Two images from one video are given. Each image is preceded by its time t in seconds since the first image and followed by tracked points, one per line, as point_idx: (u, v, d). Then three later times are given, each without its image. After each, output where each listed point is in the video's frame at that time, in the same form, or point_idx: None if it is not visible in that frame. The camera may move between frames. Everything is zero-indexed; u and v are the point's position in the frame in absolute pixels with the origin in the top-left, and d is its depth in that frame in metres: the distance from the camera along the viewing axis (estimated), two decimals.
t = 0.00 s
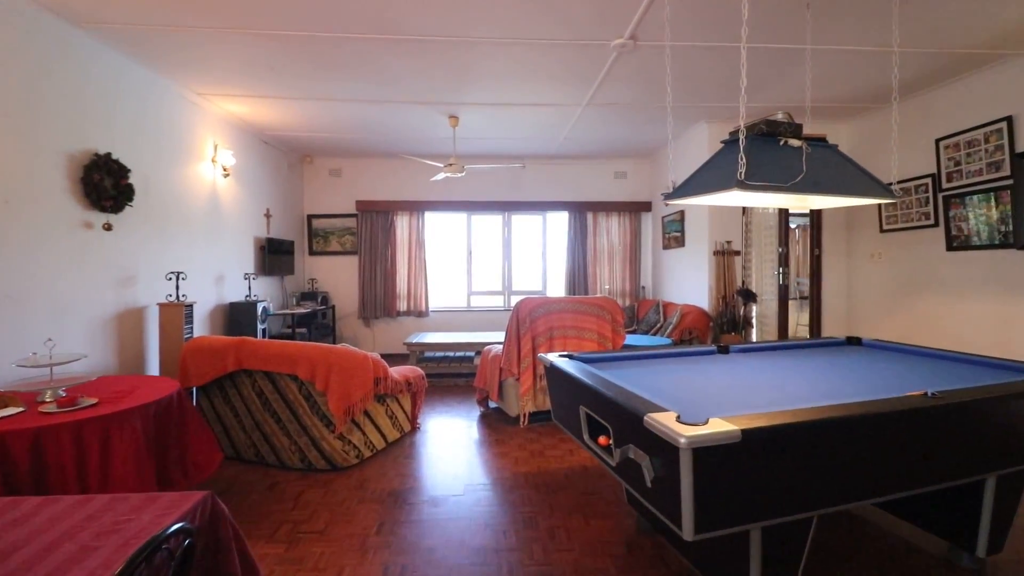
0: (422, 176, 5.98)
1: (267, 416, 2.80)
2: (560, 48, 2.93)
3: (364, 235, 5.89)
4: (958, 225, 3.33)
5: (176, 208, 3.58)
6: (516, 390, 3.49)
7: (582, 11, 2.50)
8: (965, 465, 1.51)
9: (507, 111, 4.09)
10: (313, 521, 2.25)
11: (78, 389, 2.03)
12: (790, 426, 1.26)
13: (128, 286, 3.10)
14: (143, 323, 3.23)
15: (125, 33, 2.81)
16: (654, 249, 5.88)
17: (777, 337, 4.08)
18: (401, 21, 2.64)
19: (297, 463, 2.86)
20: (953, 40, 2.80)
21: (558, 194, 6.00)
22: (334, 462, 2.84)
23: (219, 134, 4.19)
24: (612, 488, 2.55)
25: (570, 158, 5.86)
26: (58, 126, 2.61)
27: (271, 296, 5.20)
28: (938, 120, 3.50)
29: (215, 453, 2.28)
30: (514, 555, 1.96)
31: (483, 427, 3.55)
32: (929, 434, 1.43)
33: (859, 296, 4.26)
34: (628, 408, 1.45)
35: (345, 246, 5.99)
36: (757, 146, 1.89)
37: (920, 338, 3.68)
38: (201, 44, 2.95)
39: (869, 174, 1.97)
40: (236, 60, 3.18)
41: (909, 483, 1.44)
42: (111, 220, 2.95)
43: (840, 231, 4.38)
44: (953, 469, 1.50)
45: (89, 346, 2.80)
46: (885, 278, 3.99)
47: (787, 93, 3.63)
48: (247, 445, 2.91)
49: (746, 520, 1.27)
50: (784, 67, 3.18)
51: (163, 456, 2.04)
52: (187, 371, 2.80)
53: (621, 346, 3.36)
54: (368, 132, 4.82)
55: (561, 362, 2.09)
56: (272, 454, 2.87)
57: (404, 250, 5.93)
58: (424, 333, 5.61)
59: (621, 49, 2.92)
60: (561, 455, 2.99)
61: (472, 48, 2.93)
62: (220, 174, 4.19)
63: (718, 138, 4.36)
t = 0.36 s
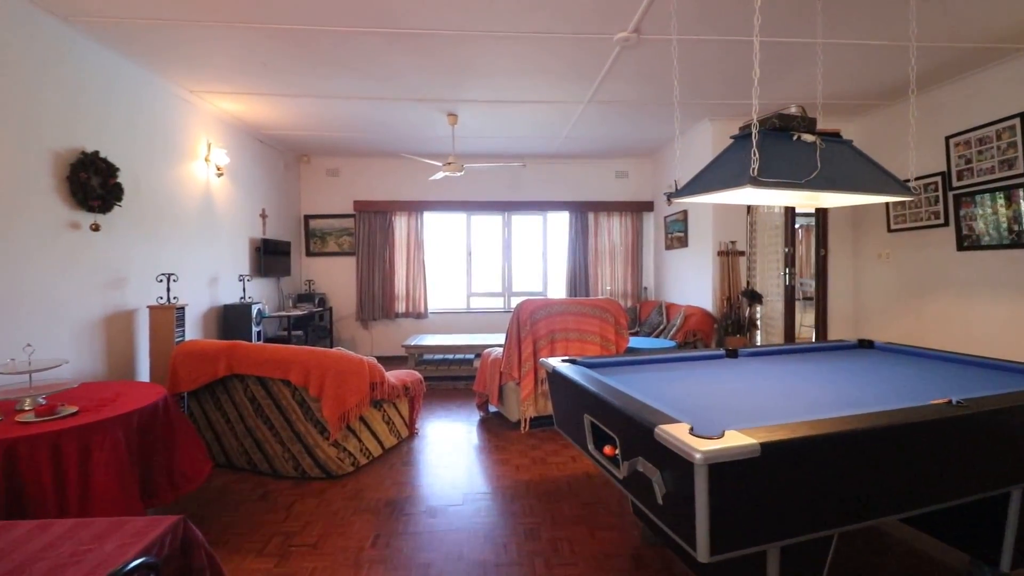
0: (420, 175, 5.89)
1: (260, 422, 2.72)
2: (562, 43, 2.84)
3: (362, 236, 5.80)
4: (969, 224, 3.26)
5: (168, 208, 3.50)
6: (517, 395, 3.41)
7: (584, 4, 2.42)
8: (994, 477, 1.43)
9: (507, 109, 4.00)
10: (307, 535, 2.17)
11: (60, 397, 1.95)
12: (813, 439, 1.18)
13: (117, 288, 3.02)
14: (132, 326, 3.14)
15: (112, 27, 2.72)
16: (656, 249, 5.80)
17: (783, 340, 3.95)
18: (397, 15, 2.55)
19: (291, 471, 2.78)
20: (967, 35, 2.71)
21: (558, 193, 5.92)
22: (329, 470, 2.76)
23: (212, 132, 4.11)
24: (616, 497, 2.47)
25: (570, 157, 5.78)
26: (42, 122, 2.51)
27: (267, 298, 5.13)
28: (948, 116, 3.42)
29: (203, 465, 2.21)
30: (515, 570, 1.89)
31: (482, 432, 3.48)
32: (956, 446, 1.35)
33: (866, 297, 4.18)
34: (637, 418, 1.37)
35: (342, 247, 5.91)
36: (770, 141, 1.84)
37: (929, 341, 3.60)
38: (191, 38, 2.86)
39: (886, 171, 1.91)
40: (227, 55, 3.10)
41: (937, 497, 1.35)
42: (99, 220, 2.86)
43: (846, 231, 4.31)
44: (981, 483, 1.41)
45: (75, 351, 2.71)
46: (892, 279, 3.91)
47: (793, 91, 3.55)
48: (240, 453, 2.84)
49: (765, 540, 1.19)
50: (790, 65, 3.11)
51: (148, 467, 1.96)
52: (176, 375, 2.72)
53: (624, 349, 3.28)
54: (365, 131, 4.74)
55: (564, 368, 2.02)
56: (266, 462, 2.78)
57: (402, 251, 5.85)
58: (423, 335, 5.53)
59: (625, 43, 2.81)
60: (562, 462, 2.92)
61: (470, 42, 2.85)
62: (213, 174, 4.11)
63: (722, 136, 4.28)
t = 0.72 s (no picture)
0: (418, 175, 5.83)
1: (254, 427, 2.66)
2: (562, 40, 2.78)
3: (359, 236, 5.74)
4: (974, 226, 3.22)
5: (159, 207, 3.43)
6: (517, 398, 3.36)
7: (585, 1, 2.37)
8: (1012, 487, 1.38)
9: (506, 107, 3.95)
10: (301, 546, 2.10)
11: (46, 402, 1.89)
12: (828, 450, 1.14)
13: (107, 289, 2.95)
14: (123, 329, 3.08)
15: (101, 21, 2.65)
16: (656, 250, 5.76)
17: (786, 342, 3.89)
18: (394, 10, 2.49)
19: (285, 478, 2.72)
20: (974, 35, 2.67)
21: (557, 194, 5.87)
22: (324, 477, 2.71)
23: (206, 131, 4.05)
24: (618, 504, 2.41)
25: (569, 157, 5.73)
26: (27, 119, 2.44)
27: (263, 299, 5.06)
28: (952, 116, 3.39)
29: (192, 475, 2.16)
30: None
31: (481, 436, 3.42)
32: (974, 456, 1.30)
33: (868, 299, 4.15)
34: (644, 427, 1.33)
35: (339, 248, 5.85)
36: (779, 138, 1.85)
37: (933, 343, 3.56)
38: (182, 32, 2.79)
39: (894, 170, 1.92)
40: (220, 51, 3.03)
41: (955, 508, 1.30)
42: (87, 219, 2.80)
43: (848, 233, 4.27)
44: (998, 494, 1.36)
45: (63, 355, 2.65)
46: (896, 280, 3.88)
47: (794, 91, 3.52)
48: (234, 458, 2.78)
49: (778, 556, 1.15)
50: (792, 65, 3.07)
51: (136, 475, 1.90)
52: (168, 379, 2.66)
53: (625, 351, 3.23)
54: (362, 129, 4.68)
55: (566, 373, 1.97)
56: (260, 468, 2.72)
57: (400, 252, 5.79)
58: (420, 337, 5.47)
59: (627, 41, 2.76)
60: (563, 468, 2.86)
61: (469, 38, 2.79)
62: (207, 172, 4.04)
63: (723, 136, 4.24)
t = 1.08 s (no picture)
0: (404, 174, 5.76)
1: (233, 434, 2.58)
2: (552, 38, 2.75)
3: (344, 236, 5.65)
4: (955, 228, 3.28)
5: (136, 205, 3.32)
6: (504, 401, 3.31)
7: None
8: (1000, 490, 1.38)
9: (494, 106, 3.91)
10: (282, 556, 2.04)
11: (13, 409, 1.80)
12: (822, 455, 1.14)
13: (80, 291, 2.84)
14: (96, 331, 2.97)
15: (71, 11, 2.54)
16: (643, 251, 5.77)
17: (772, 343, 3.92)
18: (380, 5, 2.44)
19: (266, 485, 2.64)
20: (957, 39, 2.71)
21: (545, 194, 5.84)
22: (306, 484, 2.63)
23: (185, 128, 3.93)
24: (607, 508, 2.39)
25: (557, 157, 5.71)
26: None
27: (244, 301, 4.94)
28: (935, 119, 3.45)
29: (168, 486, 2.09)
30: None
31: (468, 439, 3.38)
32: (966, 458, 1.30)
33: (852, 300, 4.21)
34: (637, 433, 1.31)
35: (323, 248, 5.75)
36: (771, 139, 1.88)
37: (915, 344, 3.62)
38: (159, 25, 2.70)
39: (883, 171, 1.94)
40: (199, 45, 2.93)
41: (946, 510, 1.30)
42: (58, 218, 2.68)
43: (832, 234, 4.33)
44: (985, 497, 1.37)
45: (32, 359, 2.54)
46: (879, 281, 3.94)
47: (780, 93, 3.54)
48: (212, 466, 2.69)
49: (773, 563, 1.14)
50: (779, 67, 3.08)
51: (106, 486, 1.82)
52: (144, 384, 2.56)
53: (614, 352, 3.21)
54: (347, 127, 4.59)
55: (555, 376, 1.94)
56: (240, 475, 2.64)
57: (386, 252, 5.71)
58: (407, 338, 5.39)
59: (617, 40, 2.74)
60: (551, 471, 2.83)
61: (457, 35, 2.74)
62: (186, 170, 3.92)
63: (710, 137, 4.25)
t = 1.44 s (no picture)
0: (377, 172, 5.65)
1: (197, 440, 2.46)
2: (529, 36, 2.72)
3: (315, 235, 5.50)
4: (916, 228, 3.42)
5: (93, 203, 3.14)
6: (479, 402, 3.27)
7: None
8: (964, 482, 1.43)
9: (470, 105, 3.87)
10: (250, 567, 1.95)
11: None
12: (800, 450, 1.15)
13: (30, 291, 2.66)
14: (48, 334, 2.78)
15: None
16: (618, 251, 5.82)
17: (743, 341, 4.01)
18: None
19: (231, 494, 2.53)
20: (920, 46, 2.81)
21: (521, 193, 5.83)
22: (275, 491, 2.53)
23: (146, 122, 3.74)
24: (584, 508, 2.38)
25: (532, 157, 5.70)
26: None
27: (208, 302, 4.74)
28: (898, 124, 3.58)
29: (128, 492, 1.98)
30: None
31: (443, 441, 3.32)
32: (934, 451, 1.34)
33: (820, 299, 4.34)
34: (616, 433, 1.30)
35: (293, 247, 5.58)
36: (744, 140, 1.92)
37: (879, 340, 3.77)
38: (117, 12, 2.55)
39: (851, 172, 2.00)
40: (161, 35, 2.79)
41: (916, 502, 1.34)
42: (6, 215, 2.50)
43: (800, 235, 4.46)
44: (951, 490, 1.41)
45: None
46: (845, 281, 4.07)
47: (753, 96, 3.61)
48: (174, 474, 2.56)
49: (751, 560, 1.14)
50: (753, 70, 3.14)
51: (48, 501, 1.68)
52: (98, 389, 2.41)
53: (590, 352, 3.21)
54: (318, 124, 4.47)
55: (532, 376, 1.91)
56: (203, 483, 2.52)
57: (358, 252, 5.59)
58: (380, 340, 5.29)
59: (594, 39, 2.74)
60: (527, 472, 2.81)
61: (434, 30, 2.68)
62: (147, 166, 3.73)
63: (684, 138, 4.32)
